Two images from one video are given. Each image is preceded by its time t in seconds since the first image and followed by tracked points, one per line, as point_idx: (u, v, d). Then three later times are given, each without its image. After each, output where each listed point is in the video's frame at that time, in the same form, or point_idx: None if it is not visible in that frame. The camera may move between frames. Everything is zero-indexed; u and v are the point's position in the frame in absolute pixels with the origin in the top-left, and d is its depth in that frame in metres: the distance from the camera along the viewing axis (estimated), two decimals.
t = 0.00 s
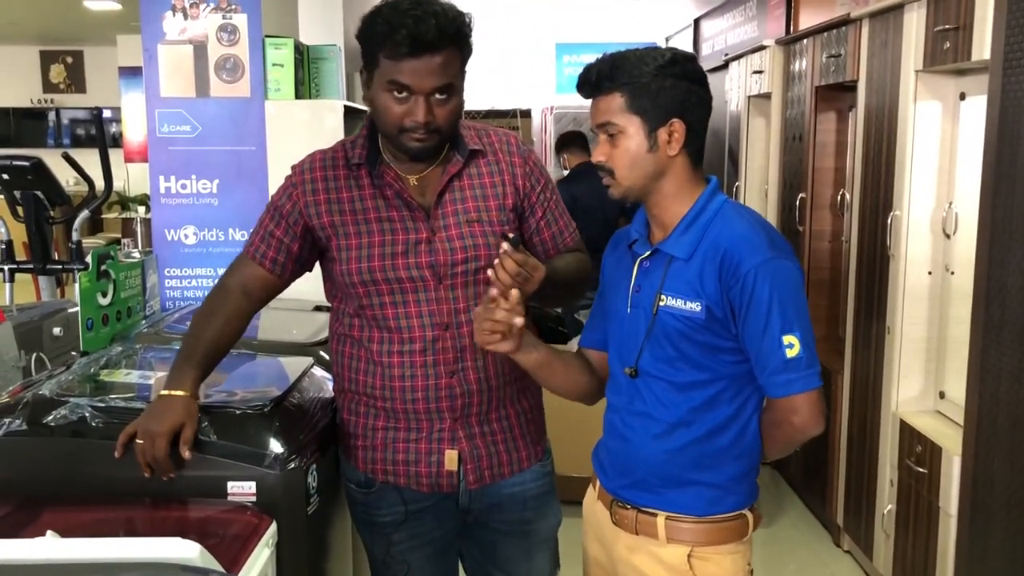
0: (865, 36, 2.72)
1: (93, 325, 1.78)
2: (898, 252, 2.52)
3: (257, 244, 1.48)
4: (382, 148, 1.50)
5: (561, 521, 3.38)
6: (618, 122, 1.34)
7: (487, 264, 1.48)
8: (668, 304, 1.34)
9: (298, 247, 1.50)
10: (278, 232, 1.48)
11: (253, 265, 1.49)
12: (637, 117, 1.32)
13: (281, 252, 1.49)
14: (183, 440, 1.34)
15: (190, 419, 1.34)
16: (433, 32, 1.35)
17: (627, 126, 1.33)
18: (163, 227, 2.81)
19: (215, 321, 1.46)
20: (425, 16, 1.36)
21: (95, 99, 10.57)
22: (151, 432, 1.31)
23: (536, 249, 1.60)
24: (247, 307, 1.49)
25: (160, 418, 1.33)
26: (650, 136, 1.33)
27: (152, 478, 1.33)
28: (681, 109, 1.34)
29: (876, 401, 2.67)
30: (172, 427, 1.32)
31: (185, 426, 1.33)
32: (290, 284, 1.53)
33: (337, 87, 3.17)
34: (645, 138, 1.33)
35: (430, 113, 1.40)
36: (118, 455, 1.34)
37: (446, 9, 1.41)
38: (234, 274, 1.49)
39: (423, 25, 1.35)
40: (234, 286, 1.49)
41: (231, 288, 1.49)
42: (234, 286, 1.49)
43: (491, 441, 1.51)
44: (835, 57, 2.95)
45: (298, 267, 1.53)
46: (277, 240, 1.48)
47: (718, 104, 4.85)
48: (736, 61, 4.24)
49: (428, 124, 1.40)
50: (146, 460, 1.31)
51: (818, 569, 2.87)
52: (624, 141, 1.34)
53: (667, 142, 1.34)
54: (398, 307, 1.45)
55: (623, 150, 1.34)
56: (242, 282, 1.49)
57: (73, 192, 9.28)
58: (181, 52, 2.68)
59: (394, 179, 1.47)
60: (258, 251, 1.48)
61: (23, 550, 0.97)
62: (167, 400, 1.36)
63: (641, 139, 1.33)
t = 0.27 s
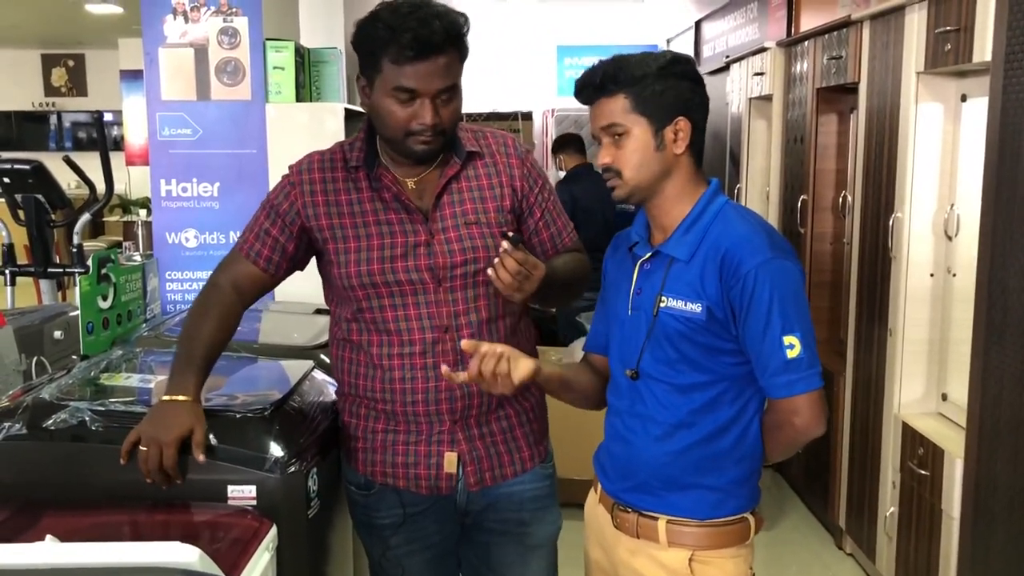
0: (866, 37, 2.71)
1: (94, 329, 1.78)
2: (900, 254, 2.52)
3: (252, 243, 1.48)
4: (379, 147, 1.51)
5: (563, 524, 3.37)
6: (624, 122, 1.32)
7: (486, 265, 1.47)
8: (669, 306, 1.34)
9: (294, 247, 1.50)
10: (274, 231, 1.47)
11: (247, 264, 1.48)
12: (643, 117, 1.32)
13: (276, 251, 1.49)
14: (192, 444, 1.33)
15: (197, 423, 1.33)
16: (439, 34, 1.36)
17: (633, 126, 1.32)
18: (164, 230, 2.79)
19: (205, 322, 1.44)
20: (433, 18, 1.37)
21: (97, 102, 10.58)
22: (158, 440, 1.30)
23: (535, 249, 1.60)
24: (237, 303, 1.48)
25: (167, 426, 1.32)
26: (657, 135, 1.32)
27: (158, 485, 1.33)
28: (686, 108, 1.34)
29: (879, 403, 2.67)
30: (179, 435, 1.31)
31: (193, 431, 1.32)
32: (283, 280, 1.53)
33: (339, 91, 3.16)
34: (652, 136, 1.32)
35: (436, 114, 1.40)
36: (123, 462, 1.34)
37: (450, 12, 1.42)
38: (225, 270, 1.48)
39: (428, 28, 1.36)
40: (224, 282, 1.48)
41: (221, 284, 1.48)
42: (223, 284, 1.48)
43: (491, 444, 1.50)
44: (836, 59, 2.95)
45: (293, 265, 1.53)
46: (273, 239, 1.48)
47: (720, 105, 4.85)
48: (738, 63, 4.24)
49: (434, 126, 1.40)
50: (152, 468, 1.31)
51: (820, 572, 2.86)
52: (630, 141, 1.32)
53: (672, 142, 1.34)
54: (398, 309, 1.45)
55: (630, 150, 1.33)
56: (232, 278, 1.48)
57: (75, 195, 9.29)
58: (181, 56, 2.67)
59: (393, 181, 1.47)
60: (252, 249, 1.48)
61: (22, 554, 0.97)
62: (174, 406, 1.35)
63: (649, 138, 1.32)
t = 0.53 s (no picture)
0: (867, 39, 2.72)
1: (95, 331, 1.78)
2: (900, 256, 2.52)
3: (273, 241, 1.47)
4: (397, 147, 1.51)
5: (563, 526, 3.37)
6: (626, 119, 1.32)
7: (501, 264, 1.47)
8: (668, 306, 1.34)
9: (313, 245, 1.50)
10: (294, 228, 1.47)
11: (267, 263, 1.47)
12: (647, 116, 1.32)
13: (297, 250, 1.48)
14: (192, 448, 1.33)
15: (197, 427, 1.33)
16: (460, 29, 1.37)
17: (635, 124, 1.32)
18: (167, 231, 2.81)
19: (222, 325, 1.41)
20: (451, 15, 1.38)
21: (99, 104, 10.60)
22: (158, 445, 1.29)
23: (551, 251, 1.60)
24: (255, 307, 1.45)
25: (167, 429, 1.31)
26: (660, 135, 1.33)
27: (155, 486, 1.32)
28: (687, 108, 1.35)
29: (880, 405, 2.67)
30: (180, 439, 1.30)
31: (193, 435, 1.32)
32: (304, 278, 1.52)
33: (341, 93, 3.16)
34: (656, 135, 1.33)
35: (458, 111, 1.40)
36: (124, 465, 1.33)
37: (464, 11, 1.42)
38: (244, 272, 1.46)
39: (449, 25, 1.36)
40: (244, 285, 1.45)
41: (240, 287, 1.45)
42: (243, 287, 1.45)
43: (502, 445, 1.50)
44: (837, 60, 2.96)
45: (312, 262, 1.52)
46: (293, 236, 1.47)
47: (721, 107, 4.85)
48: (739, 65, 4.24)
49: (457, 123, 1.40)
50: (150, 474, 1.29)
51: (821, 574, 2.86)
52: (632, 140, 1.32)
53: (676, 142, 1.35)
54: (412, 306, 1.45)
55: (631, 150, 1.33)
56: (251, 280, 1.46)
57: (77, 197, 9.30)
58: (183, 58, 2.67)
59: (410, 179, 1.46)
60: (273, 248, 1.46)
61: (21, 555, 0.97)
62: (172, 409, 1.34)
63: (652, 140, 1.33)
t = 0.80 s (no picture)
0: (866, 41, 2.72)
1: (96, 332, 1.78)
2: (900, 258, 2.52)
3: (292, 242, 1.45)
4: (415, 151, 1.51)
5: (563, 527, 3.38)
6: (621, 125, 1.33)
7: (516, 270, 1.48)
8: (668, 308, 1.34)
9: (334, 247, 1.48)
10: (313, 229, 1.45)
11: (286, 264, 1.45)
12: (641, 122, 1.32)
13: (317, 251, 1.46)
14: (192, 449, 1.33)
15: (197, 428, 1.32)
16: (474, 40, 1.37)
17: (629, 130, 1.32)
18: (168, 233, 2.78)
19: (232, 327, 1.38)
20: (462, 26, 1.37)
21: (101, 106, 10.62)
22: (156, 445, 1.29)
23: (565, 256, 1.61)
24: (271, 307, 1.42)
25: (165, 430, 1.30)
26: (654, 139, 1.33)
27: (156, 486, 1.33)
28: (682, 112, 1.34)
29: (880, 406, 2.67)
30: (179, 440, 1.30)
31: (193, 436, 1.31)
32: (321, 279, 1.49)
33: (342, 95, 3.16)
34: (648, 142, 1.33)
35: (474, 121, 1.40)
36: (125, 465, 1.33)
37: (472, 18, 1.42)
38: (259, 275, 1.43)
39: (463, 35, 1.36)
40: (259, 286, 1.42)
41: (256, 288, 1.42)
42: (259, 288, 1.42)
43: (517, 448, 1.50)
44: (837, 62, 2.96)
45: (331, 264, 1.51)
46: (313, 237, 1.46)
47: (721, 109, 4.86)
48: (739, 66, 4.25)
49: (472, 133, 1.40)
50: (149, 474, 1.29)
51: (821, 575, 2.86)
52: (623, 148, 1.33)
53: (670, 146, 1.34)
54: (428, 311, 1.45)
55: (626, 153, 1.33)
56: (268, 282, 1.43)
57: (78, 199, 9.31)
58: (185, 60, 2.67)
59: (428, 185, 1.48)
60: (292, 249, 1.45)
61: (20, 556, 0.97)
62: (171, 409, 1.33)
63: (647, 144, 1.33)
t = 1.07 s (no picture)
0: (867, 43, 2.72)
1: (97, 332, 1.79)
2: (901, 259, 2.52)
3: (299, 243, 1.45)
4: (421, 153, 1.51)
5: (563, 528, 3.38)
6: (624, 126, 1.33)
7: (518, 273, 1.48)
8: (669, 308, 1.34)
9: (341, 246, 1.49)
10: (320, 230, 1.46)
11: (294, 266, 1.44)
12: (643, 122, 1.32)
13: (324, 252, 1.47)
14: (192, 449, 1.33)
15: (198, 428, 1.32)
16: (475, 43, 1.37)
17: (632, 130, 1.33)
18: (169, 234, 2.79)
19: (238, 328, 1.38)
20: (464, 32, 1.37)
21: (103, 107, 10.64)
22: (156, 445, 1.29)
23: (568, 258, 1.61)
24: (276, 311, 1.42)
25: (165, 430, 1.30)
26: (655, 139, 1.33)
27: (156, 486, 1.33)
28: (685, 113, 1.34)
29: (880, 407, 2.67)
30: (179, 440, 1.30)
31: (193, 436, 1.31)
32: (328, 281, 1.50)
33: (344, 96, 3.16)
34: (650, 141, 1.33)
35: (476, 124, 1.41)
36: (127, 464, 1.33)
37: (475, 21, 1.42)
38: (268, 276, 1.43)
39: (464, 40, 1.37)
40: (267, 287, 1.42)
41: (263, 289, 1.42)
42: (266, 289, 1.42)
43: (519, 449, 1.50)
44: (838, 63, 2.96)
45: (337, 266, 1.51)
46: (320, 237, 1.46)
47: (722, 110, 4.86)
48: (741, 67, 4.25)
49: (475, 136, 1.41)
50: (150, 473, 1.30)
51: None
52: (630, 146, 1.33)
53: (672, 146, 1.34)
54: (430, 312, 1.46)
55: (629, 154, 1.33)
56: (275, 283, 1.43)
57: (79, 200, 9.31)
58: (187, 61, 2.68)
59: (432, 186, 1.48)
60: (300, 250, 1.45)
61: (19, 555, 0.98)
62: (172, 409, 1.33)
63: (648, 146, 1.33)
